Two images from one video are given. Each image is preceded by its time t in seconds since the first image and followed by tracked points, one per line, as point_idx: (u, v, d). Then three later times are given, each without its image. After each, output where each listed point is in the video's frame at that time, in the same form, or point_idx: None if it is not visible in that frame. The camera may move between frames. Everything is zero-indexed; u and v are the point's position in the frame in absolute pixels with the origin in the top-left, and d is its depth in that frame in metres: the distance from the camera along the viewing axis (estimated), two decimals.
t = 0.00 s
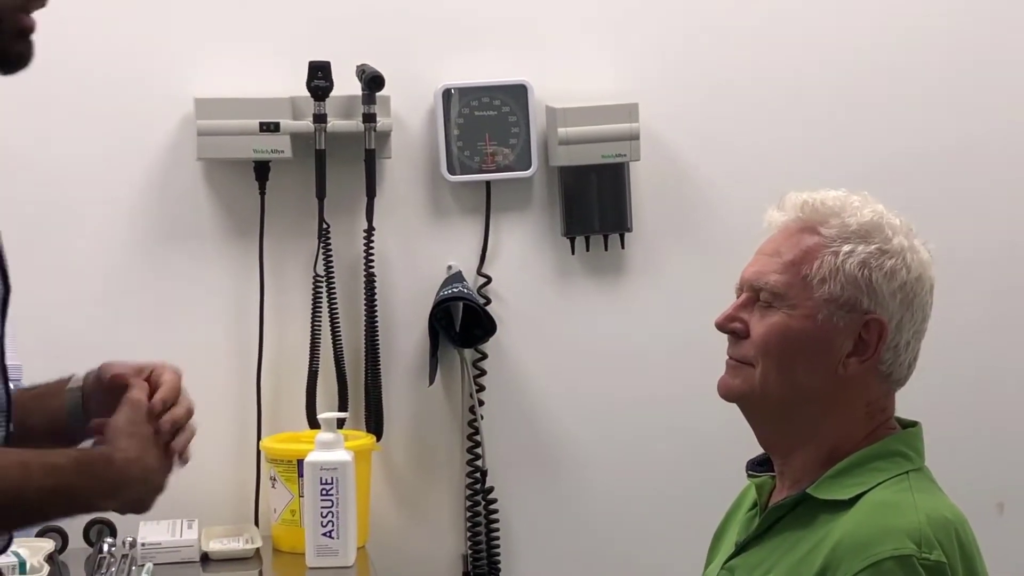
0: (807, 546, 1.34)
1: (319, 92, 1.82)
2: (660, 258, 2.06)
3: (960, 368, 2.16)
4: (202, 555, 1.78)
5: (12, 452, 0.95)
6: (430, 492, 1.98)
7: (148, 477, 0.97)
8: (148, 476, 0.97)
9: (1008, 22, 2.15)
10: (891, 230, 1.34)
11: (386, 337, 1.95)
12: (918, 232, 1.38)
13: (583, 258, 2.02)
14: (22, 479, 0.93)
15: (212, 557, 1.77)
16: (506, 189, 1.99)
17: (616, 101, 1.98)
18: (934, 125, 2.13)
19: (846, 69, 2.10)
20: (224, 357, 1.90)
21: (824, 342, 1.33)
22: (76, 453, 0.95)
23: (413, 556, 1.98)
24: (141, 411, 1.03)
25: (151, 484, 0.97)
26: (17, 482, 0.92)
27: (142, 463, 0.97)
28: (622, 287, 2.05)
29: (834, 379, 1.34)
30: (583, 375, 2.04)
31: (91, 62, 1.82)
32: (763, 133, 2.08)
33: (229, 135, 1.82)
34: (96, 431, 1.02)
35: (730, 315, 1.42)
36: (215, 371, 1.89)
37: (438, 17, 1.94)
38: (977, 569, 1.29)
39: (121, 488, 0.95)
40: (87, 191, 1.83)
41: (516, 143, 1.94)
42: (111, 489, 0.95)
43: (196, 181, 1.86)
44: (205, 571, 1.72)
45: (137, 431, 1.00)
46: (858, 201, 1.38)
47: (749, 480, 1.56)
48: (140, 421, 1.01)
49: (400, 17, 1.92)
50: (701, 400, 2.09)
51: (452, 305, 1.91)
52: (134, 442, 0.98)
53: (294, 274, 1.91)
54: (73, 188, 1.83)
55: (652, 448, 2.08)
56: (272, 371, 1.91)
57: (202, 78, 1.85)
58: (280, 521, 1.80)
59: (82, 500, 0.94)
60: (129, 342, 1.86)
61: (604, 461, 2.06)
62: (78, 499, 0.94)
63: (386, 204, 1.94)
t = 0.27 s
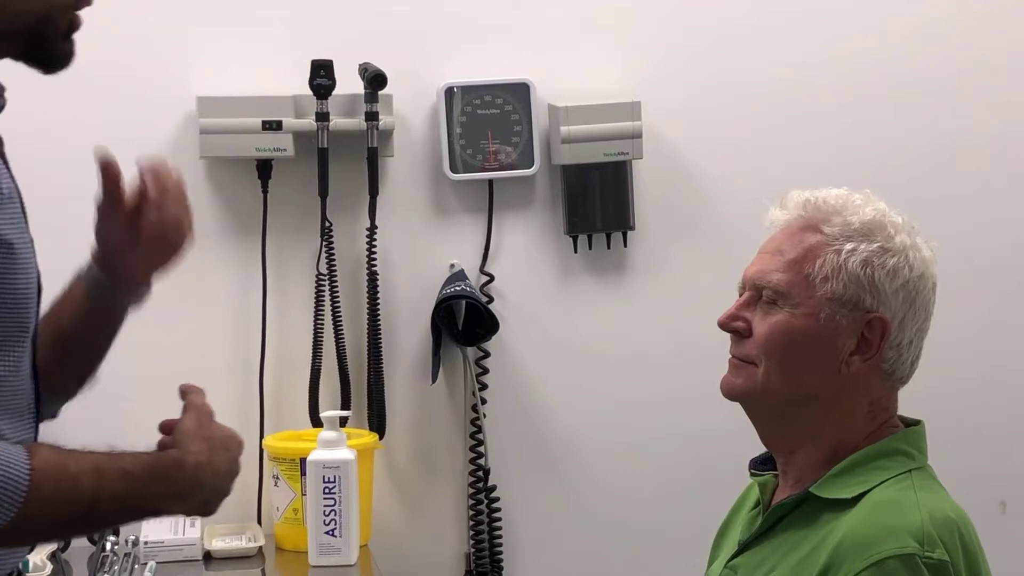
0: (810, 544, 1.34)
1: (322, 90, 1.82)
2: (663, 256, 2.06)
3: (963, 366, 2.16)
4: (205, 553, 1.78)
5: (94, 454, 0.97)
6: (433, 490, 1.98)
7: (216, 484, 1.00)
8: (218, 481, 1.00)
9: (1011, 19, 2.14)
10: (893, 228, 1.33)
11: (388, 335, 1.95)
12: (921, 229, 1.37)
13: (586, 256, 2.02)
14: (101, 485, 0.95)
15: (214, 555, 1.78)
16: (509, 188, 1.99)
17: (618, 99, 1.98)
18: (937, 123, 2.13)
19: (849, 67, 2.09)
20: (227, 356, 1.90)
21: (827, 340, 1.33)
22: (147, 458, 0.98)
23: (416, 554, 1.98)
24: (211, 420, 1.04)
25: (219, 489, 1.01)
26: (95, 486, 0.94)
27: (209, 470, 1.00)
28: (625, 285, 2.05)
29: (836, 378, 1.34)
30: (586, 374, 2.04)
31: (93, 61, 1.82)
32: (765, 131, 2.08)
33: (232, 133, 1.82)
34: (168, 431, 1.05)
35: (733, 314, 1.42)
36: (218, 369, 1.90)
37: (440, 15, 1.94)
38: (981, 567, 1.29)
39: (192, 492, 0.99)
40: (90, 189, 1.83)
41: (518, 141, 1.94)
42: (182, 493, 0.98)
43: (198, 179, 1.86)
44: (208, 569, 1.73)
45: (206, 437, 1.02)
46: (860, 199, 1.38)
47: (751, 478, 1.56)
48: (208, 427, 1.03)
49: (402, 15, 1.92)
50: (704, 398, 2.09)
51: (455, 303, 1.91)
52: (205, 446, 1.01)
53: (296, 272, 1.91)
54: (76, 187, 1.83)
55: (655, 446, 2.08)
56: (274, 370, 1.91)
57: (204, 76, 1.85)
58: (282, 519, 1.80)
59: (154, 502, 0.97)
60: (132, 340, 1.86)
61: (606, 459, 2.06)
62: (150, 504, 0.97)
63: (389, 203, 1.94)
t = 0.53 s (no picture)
0: (811, 544, 1.33)
1: (323, 90, 1.82)
2: (664, 256, 2.06)
3: (964, 366, 2.16)
4: (205, 553, 1.78)
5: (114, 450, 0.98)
6: (434, 490, 1.98)
7: (237, 474, 1.03)
8: (238, 470, 1.03)
9: (1012, 19, 2.14)
10: (894, 227, 1.33)
11: (389, 335, 1.95)
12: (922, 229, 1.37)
13: (587, 256, 2.02)
14: (123, 479, 0.96)
15: (215, 554, 1.78)
16: (510, 187, 1.99)
17: (619, 99, 1.98)
18: (938, 123, 2.13)
19: (850, 67, 2.09)
20: (228, 356, 1.90)
21: (828, 340, 1.33)
22: (166, 452, 0.99)
23: (417, 554, 1.98)
24: (226, 412, 1.06)
25: (240, 479, 1.03)
26: (117, 480, 0.95)
27: (231, 460, 1.02)
28: (626, 285, 2.04)
29: (838, 378, 1.34)
30: (586, 373, 2.04)
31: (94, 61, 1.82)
32: (766, 131, 2.07)
33: (233, 133, 1.82)
34: (189, 421, 1.08)
35: (734, 313, 1.42)
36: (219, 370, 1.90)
37: (441, 14, 1.94)
38: (982, 567, 1.28)
39: (214, 483, 1.01)
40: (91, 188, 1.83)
41: (519, 141, 1.94)
42: (205, 485, 1.00)
43: (199, 179, 1.86)
44: (208, 569, 1.73)
45: (224, 429, 1.04)
46: (861, 198, 1.38)
47: (753, 478, 1.56)
48: (227, 421, 1.05)
49: (403, 15, 1.92)
50: (705, 398, 2.09)
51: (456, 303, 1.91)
52: (225, 438, 1.03)
53: (297, 272, 1.91)
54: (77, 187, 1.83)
55: (656, 446, 2.08)
56: (275, 370, 1.91)
57: (205, 75, 1.85)
58: (283, 518, 1.80)
59: (179, 495, 0.99)
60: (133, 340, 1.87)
61: (607, 459, 2.06)
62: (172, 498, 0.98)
63: (390, 202, 1.94)
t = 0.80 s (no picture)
0: (812, 544, 1.33)
1: (324, 89, 1.81)
2: (664, 255, 2.06)
3: (965, 366, 2.16)
4: (205, 553, 1.78)
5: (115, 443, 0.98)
6: (434, 490, 1.98)
7: (243, 471, 1.03)
8: (244, 468, 1.03)
9: (1013, 18, 2.14)
10: (895, 227, 1.33)
11: (389, 334, 1.95)
12: (923, 229, 1.37)
13: (587, 256, 2.02)
14: (125, 471, 0.96)
15: (215, 554, 1.78)
16: (510, 187, 1.99)
17: (620, 98, 1.98)
18: (938, 123, 2.13)
19: (850, 67, 2.09)
20: (229, 356, 1.90)
21: (828, 340, 1.33)
22: (169, 446, 1.00)
23: (417, 553, 1.98)
24: (235, 406, 1.06)
25: (245, 476, 1.03)
26: (117, 473, 0.95)
27: (236, 457, 1.03)
28: (626, 285, 2.05)
29: (838, 377, 1.34)
30: (587, 373, 2.04)
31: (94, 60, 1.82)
32: (766, 131, 2.07)
33: (233, 133, 1.82)
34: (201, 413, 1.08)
35: (734, 313, 1.42)
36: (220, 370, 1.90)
37: (441, 14, 1.94)
38: (983, 567, 1.29)
39: (217, 478, 1.02)
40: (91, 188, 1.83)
41: (520, 140, 1.94)
42: (207, 480, 1.01)
43: (199, 179, 1.86)
44: (208, 569, 1.73)
45: (232, 425, 1.05)
46: (861, 198, 1.38)
47: (754, 477, 1.56)
48: (236, 415, 1.06)
49: (403, 15, 1.92)
50: (705, 398, 2.09)
51: (456, 302, 1.90)
52: (232, 433, 1.04)
53: (297, 272, 1.91)
54: (77, 188, 1.83)
55: (656, 446, 2.08)
56: (275, 370, 1.91)
57: (205, 74, 1.85)
58: (283, 518, 1.80)
59: (179, 490, 0.99)
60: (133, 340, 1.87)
61: (607, 459, 2.06)
62: (173, 492, 0.99)
63: (390, 202, 1.94)
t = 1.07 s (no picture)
0: (812, 544, 1.34)
1: (324, 89, 1.81)
2: (664, 255, 2.06)
3: (965, 365, 2.16)
4: (205, 553, 1.78)
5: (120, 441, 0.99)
6: (434, 490, 1.98)
7: (248, 471, 1.04)
8: (249, 469, 1.04)
9: (1013, 18, 2.14)
10: (895, 227, 1.33)
11: (389, 334, 1.95)
12: (923, 229, 1.37)
13: (587, 255, 2.02)
14: (129, 469, 0.97)
15: (215, 554, 1.78)
16: (510, 187, 1.99)
17: (620, 98, 1.98)
18: (938, 123, 2.13)
19: (850, 67, 2.09)
20: (229, 356, 1.90)
21: (828, 340, 1.33)
22: (173, 445, 1.01)
23: (418, 554, 1.98)
24: (242, 407, 1.07)
25: (250, 476, 1.04)
26: (120, 471, 0.96)
27: (241, 457, 1.03)
28: (626, 285, 2.05)
29: (838, 377, 1.34)
30: (587, 373, 2.04)
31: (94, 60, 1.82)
32: (766, 130, 2.07)
33: (233, 133, 1.82)
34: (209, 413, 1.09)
35: (735, 313, 1.42)
36: (220, 369, 1.90)
37: (441, 14, 1.94)
38: (983, 567, 1.29)
39: (222, 479, 1.02)
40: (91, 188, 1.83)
41: (520, 140, 1.94)
42: (212, 480, 1.02)
43: (200, 179, 1.86)
44: (208, 569, 1.73)
45: (238, 426, 1.05)
46: (861, 198, 1.38)
47: (754, 477, 1.56)
48: (242, 416, 1.06)
49: (403, 15, 1.92)
50: (705, 398, 2.09)
51: (456, 302, 1.90)
52: (238, 433, 1.05)
53: (297, 272, 1.91)
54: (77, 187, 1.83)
55: (656, 446, 2.08)
56: (275, 370, 1.91)
57: (205, 74, 1.85)
58: (284, 518, 1.80)
59: (182, 489, 1.00)
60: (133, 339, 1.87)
61: (607, 459, 2.06)
62: (177, 491, 1.00)
63: (390, 202, 1.94)
